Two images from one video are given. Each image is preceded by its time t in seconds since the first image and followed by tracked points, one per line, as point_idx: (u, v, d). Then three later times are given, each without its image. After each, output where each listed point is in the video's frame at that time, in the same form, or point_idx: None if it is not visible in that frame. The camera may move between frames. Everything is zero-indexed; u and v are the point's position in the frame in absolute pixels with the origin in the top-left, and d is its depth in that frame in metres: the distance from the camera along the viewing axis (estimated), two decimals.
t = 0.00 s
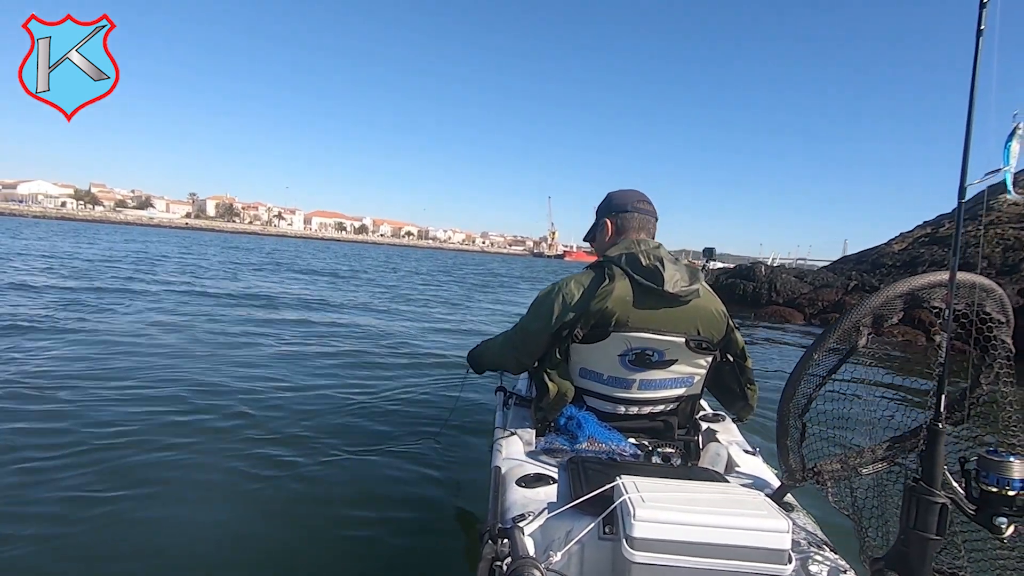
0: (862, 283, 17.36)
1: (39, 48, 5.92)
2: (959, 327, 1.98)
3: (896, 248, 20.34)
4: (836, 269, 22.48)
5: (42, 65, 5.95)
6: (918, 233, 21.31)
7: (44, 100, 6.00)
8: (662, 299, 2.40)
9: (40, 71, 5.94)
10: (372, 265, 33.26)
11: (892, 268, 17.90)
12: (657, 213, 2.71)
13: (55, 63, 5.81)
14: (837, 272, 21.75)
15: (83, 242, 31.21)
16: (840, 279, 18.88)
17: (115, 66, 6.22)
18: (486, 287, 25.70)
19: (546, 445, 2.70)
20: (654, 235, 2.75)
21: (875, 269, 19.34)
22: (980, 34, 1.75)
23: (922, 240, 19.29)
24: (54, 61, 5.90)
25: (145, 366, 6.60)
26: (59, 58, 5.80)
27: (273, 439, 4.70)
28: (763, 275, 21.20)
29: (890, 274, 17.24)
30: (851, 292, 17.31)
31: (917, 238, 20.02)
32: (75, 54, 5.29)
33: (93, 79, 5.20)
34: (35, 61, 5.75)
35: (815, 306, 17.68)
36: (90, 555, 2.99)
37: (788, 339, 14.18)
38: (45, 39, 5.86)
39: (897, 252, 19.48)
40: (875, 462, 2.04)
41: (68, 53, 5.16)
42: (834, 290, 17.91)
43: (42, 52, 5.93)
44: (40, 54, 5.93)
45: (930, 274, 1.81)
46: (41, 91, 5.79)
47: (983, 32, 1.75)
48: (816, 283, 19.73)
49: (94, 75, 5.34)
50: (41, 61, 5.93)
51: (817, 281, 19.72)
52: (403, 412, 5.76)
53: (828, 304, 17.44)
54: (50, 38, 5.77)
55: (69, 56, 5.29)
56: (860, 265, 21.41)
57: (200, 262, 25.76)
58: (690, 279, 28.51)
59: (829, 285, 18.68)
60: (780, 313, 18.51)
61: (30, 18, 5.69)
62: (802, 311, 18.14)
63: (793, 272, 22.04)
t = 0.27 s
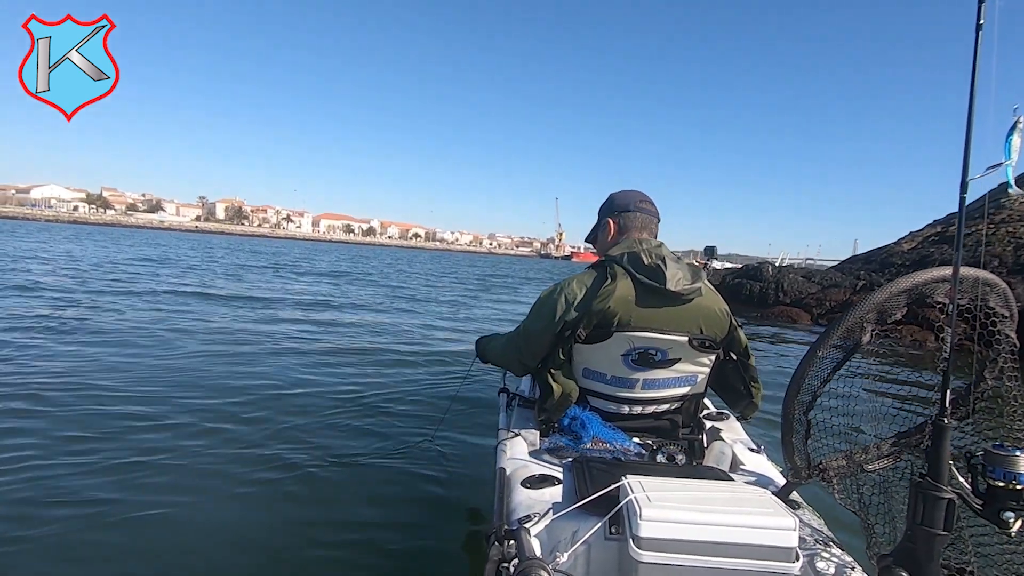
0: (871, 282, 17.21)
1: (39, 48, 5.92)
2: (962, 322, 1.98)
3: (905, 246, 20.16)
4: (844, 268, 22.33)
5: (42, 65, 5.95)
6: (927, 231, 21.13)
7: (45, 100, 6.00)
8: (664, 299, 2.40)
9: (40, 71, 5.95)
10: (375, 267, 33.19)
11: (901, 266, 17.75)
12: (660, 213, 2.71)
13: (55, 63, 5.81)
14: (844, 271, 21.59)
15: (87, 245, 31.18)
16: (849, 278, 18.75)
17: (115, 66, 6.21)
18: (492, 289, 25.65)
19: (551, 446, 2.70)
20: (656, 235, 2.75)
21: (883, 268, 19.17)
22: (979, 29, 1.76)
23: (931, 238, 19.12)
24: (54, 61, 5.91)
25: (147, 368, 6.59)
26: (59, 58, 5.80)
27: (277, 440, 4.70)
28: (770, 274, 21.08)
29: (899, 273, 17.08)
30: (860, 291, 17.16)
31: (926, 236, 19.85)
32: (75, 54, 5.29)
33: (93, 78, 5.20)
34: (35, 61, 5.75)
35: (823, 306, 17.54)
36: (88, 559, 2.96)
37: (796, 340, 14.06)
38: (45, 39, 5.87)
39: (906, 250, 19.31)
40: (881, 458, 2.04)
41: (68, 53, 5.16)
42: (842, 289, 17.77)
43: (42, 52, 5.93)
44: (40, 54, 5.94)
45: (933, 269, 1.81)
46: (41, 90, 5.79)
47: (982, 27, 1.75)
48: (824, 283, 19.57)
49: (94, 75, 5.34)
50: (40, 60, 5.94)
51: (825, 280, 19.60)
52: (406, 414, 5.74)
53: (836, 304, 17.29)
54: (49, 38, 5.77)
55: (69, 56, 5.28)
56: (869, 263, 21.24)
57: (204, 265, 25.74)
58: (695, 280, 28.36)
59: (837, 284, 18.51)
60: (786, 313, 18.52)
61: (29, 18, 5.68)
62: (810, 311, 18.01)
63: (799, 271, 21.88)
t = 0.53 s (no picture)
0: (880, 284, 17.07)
1: (39, 48, 5.94)
2: (965, 318, 1.97)
3: (913, 247, 20.00)
4: (851, 268, 22.20)
5: (42, 65, 5.97)
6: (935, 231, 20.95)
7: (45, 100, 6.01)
8: (666, 298, 2.40)
9: (40, 71, 5.96)
10: (379, 269, 33.18)
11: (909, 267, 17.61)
12: (660, 212, 2.71)
13: (54, 62, 5.81)
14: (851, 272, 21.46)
15: (92, 246, 31.22)
16: (856, 279, 18.64)
17: (116, 66, 6.21)
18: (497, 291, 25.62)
19: (553, 446, 2.70)
20: (657, 234, 2.75)
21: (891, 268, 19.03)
22: (977, 24, 1.76)
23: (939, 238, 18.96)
24: (54, 61, 5.92)
25: (149, 369, 6.60)
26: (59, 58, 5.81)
27: (280, 441, 4.71)
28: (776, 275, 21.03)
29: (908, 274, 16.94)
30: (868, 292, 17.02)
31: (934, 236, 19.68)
32: (75, 53, 5.31)
33: (93, 78, 5.21)
34: (35, 60, 5.77)
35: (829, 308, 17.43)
36: (88, 560, 2.96)
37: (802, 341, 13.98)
38: (45, 39, 5.88)
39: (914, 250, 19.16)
40: (885, 456, 2.03)
41: (67, 53, 5.17)
42: (849, 290, 17.64)
43: (41, 52, 5.94)
44: (40, 54, 5.95)
45: (935, 265, 1.81)
46: (41, 90, 5.80)
47: (981, 23, 1.75)
48: (830, 284, 19.46)
49: (94, 75, 5.35)
50: (41, 61, 5.95)
51: (832, 282, 19.48)
52: (409, 416, 5.73)
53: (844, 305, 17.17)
54: (49, 38, 5.78)
55: (69, 56, 5.29)
56: (876, 263, 21.10)
57: (209, 267, 25.78)
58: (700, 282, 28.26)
59: (844, 285, 18.39)
60: (792, 315, 18.60)
61: (28, 19, 5.69)
62: (817, 313, 17.90)
63: (806, 273, 21.76)
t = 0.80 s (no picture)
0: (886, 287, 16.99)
1: (40, 47, 5.94)
2: (971, 318, 1.97)
3: (919, 249, 19.91)
4: (856, 271, 22.13)
5: (43, 65, 5.97)
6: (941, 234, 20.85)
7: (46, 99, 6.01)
8: (670, 299, 2.39)
9: (41, 71, 5.96)
10: (382, 269, 33.17)
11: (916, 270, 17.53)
12: (662, 212, 2.71)
13: (54, 62, 5.81)
14: (857, 274, 21.38)
15: (96, 244, 31.25)
16: (863, 282, 18.56)
17: (116, 66, 6.20)
18: (501, 291, 25.62)
19: (557, 447, 2.70)
20: (659, 235, 2.75)
21: (897, 271, 18.96)
22: (983, 23, 1.75)
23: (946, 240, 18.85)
24: (54, 61, 5.92)
25: (152, 365, 6.61)
26: (59, 57, 5.81)
27: (283, 439, 4.71)
28: (782, 277, 20.95)
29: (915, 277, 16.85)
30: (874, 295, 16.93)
31: (941, 238, 19.57)
32: (76, 53, 5.31)
33: (93, 78, 5.20)
34: (35, 60, 5.76)
35: (835, 310, 17.37)
36: (86, 557, 2.94)
37: (807, 344, 13.93)
38: (45, 40, 5.88)
39: (920, 252, 19.07)
40: (890, 457, 2.03)
41: (67, 53, 5.17)
42: (855, 292, 17.58)
43: (42, 52, 5.94)
44: (40, 54, 5.95)
45: (941, 265, 1.80)
46: (41, 91, 5.81)
47: (987, 22, 1.75)
48: (837, 286, 19.39)
49: (95, 75, 5.35)
50: (41, 60, 5.95)
51: (838, 284, 19.42)
52: (411, 415, 5.72)
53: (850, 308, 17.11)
54: (49, 38, 5.78)
55: (69, 56, 5.29)
56: (882, 265, 21.02)
57: (213, 265, 25.80)
58: (705, 283, 28.19)
59: (850, 288, 18.30)
60: (797, 317, 18.59)
61: (29, 19, 5.69)
62: (822, 315, 17.85)
63: (812, 275, 21.67)
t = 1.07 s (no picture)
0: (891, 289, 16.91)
1: (39, 47, 5.92)
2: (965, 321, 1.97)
3: (924, 251, 19.82)
4: (860, 272, 22.06)
5: (42, 65, 5.96)
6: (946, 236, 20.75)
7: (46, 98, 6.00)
8: (666, 300, 2.39)
9: (40, 71, 5.94)
10: (384, 268, 33.16)
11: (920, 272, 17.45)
12: (656, 214, 2.71)
13: (54, 62, 5.79)
14: (859, 275, 21.33)
15: (99, 241, 31.26)
16: (867, 284, 18.49)
17: (116, 66, 6.18)
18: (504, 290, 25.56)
19: (552, 447, 2.70)
20: (654, 236, 2.75)
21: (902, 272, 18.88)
22: (979, 28, 1.75)
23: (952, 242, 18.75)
24: (54, 61, 5.90)
25: (151, 362, 6.62)
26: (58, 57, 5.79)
27: (281, 436, 4.71)
28: (786, 279, 21.17)
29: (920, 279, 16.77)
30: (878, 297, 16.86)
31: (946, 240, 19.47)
32: (75, 54, 5.29)
33: (93, 78, 5.19)
34: (35, 61, 5.75)
35: (838, 312, 17.31)
36: (75, 556, 2.91)
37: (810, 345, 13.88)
38: (45, 40, 5.86)
39: (926, 254, 18.96)
40: (885, 460, 2.04)
41: (67, 54, 5.16)
42: (859, 294, 17.52)
43: (42, 52, 5.93)
44: (40, 54, 5.94)
45: (936, 269, 1.80)
46: (41, 90, 5.80)
47: (983, 26, 1.75)
48: (840, 287, 19.33)
49: (94, 75, 5.33)
50: (41, 60, 5.94)
51: (842, 285, 19.35)
52: (409, 414, 5.72)
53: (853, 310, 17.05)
54: (49, 38, 5.76)
55: (69, 56, 5.28)
56: (886, 267, 20.95)
57: (215, 263, 25.80)
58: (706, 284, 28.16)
59: (853, 289, 18.25)
60: (799, 318, 18.09)
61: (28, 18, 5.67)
62: (825, 317, 17.80)
63: (816, 276, 21.62)
